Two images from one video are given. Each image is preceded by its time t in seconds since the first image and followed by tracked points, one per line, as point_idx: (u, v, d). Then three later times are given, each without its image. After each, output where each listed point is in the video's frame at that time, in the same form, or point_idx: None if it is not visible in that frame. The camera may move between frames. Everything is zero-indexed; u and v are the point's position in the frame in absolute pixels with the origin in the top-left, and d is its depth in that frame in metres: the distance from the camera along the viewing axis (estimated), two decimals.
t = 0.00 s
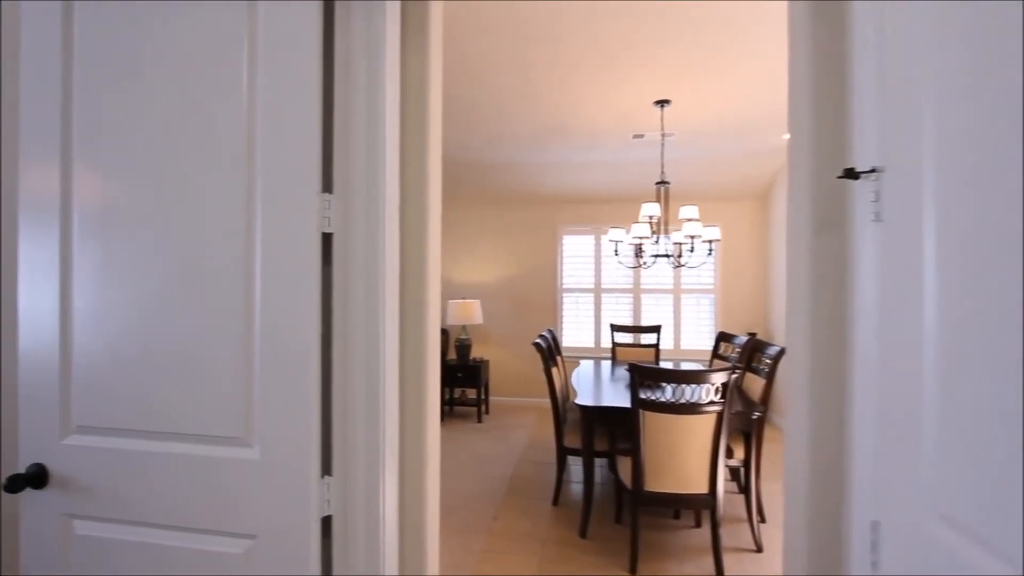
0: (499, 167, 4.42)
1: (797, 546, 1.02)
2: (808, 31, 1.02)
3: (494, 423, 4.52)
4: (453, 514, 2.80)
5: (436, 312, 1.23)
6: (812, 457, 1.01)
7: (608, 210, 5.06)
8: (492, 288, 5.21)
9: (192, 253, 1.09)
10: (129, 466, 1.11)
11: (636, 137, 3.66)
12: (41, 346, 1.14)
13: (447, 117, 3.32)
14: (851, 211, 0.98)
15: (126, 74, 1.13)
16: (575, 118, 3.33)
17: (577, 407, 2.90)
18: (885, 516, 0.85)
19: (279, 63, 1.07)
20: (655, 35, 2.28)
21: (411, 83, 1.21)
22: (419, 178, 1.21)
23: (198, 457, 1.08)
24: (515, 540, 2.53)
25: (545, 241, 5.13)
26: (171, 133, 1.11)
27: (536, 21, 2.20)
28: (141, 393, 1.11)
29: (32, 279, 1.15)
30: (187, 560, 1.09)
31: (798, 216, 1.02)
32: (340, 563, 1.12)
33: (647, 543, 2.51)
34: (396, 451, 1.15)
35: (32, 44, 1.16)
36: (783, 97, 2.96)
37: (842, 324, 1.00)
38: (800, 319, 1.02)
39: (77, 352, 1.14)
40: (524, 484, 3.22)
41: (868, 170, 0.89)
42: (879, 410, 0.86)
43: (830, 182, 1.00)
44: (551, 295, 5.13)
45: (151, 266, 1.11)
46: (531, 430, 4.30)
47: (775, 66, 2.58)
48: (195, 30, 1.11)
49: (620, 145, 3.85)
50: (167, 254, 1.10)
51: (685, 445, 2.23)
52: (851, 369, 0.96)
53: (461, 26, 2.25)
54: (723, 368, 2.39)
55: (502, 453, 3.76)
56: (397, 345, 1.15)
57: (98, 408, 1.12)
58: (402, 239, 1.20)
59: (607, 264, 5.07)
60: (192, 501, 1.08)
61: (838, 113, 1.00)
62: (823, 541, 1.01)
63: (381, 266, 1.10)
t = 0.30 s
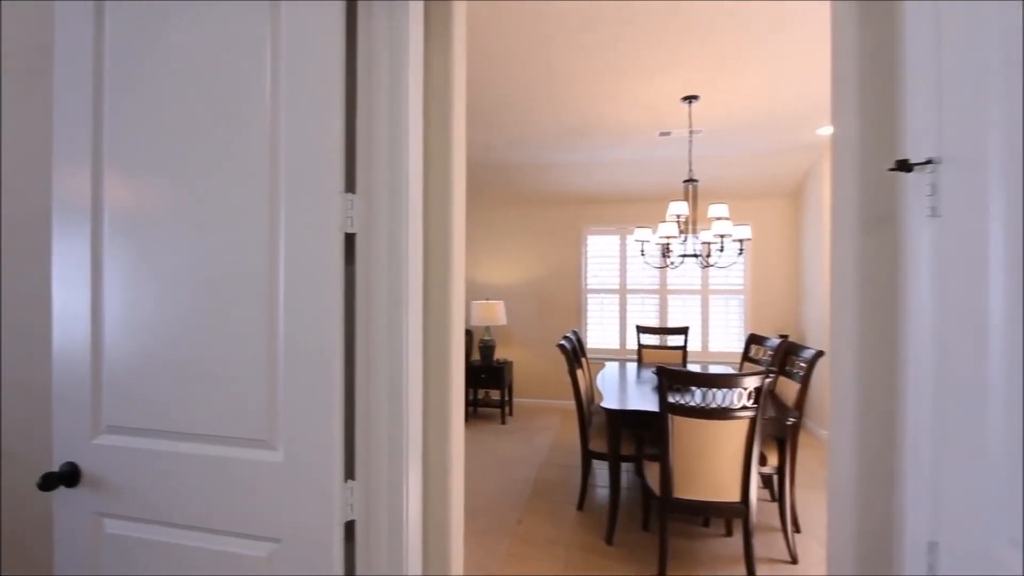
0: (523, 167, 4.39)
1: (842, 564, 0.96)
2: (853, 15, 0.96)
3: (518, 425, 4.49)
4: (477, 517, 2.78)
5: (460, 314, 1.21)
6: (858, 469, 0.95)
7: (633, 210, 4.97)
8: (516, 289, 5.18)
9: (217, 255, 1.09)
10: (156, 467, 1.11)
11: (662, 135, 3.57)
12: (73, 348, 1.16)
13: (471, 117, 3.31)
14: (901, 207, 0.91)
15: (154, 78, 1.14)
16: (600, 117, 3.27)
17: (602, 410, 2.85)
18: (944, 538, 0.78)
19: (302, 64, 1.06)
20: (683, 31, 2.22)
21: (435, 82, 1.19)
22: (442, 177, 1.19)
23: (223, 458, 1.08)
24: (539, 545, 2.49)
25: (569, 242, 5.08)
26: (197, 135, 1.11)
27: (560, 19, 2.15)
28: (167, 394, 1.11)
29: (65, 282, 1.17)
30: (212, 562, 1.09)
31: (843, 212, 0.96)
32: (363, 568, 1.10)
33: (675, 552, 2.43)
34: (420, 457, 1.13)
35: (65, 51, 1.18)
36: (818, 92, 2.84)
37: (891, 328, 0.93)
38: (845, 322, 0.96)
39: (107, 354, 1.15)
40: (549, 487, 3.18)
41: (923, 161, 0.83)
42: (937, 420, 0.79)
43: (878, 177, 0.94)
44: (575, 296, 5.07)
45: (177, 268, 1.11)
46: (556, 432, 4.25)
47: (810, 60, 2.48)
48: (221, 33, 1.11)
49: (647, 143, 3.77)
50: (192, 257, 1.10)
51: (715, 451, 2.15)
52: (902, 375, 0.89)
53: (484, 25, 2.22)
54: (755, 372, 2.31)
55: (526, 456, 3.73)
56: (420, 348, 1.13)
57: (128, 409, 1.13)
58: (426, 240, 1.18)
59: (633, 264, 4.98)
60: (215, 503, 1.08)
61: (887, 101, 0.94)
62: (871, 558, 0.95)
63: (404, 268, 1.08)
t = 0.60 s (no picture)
0: (548, 165, 4.35)
1: None
2: None
3: (543, 426, 4.45)
4: (502, 519, 2.75)
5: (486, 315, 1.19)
6: (912, 485, 0.89)
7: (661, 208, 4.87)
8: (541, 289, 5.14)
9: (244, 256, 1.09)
10: (185, 466, 1.12)
11: (691, 131, 3.49)
12: (107, 350, 1.18)
13: (496, 116, 3.29)
14: (963, 201, 0.84)
15: (183, 82, 1.15)
16: (627, 113, 3.20)
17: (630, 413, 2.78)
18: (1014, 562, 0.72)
19: (328, 63, 1.06)
20: (712, 23, 2.15)
21: (461, 80, 1.17)
22: (468, 175, 1.16)
23: (250, 458, 1.08)
24: (565, 549, 2.45)
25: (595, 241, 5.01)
26: (225, 137, 1.12)
27: (588, 15, 2.11)
28: (197, 395, 1.12)
29: (100, 285, 1.19)
30: (239, 563, 1.09)
31: (895, 207, 0.90)
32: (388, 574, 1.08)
33: (707, 561, 2.36)
34: (445, 461, 1.10)
35: (101, 58, 1.21)
36: (858, 84, 2.72)
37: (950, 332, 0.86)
38: (899, 324, 0.89)
39: (139, 353, 1.17)
40: (575, 491, 3.13)
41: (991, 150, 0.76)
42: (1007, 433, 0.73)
43: (936, 169, 0.87)
44: (601, 296, 5.00)
45: (205, 268, 1.12)
46: (581, 434, 4.20)
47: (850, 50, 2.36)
48: (248, 35, 1.11)
49: (675, 140, 3.68)
50: (220, 257, 1.11)
51: (750, 457, 2.07)
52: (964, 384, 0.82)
53: (510, 23, 2.20)
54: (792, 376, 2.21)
55: (551, 457, 3.68)
56: (446, 350, 1.10)
57: (159, 408, 1.15)
58: (452, 241, 1.16)
59: (660, 263, 4.88)
60: (243, 504, 1.08)
61: (946, 88, 0.87)
62: None
63: (429, 268, 1.06)
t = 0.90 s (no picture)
0: (573, 165, 4.30)
1: None
2: None
3: (568, 428, 4.40)
4: (527, 522, 2.72)
5: (512, 316, 1.16)
6: (974, 500, 0.82)
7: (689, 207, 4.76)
8: (566, 289, 5.10)
9: (270, 256, 1.09)
10: (214, 465, 1.13)
11: (721, 127, 3.39)
12: (139, 351, 1.20)
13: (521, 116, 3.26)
14: None
15: (211, 85, 1.16)
16: (654, 110, 3.13)
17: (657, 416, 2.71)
18: None
19: (353, 62, 1.04)
20: (743, 16, 2.07)
21: (486, 78, 1.14)
22: (495, 172, 1.14)
23: (276, 458, 1.08)
24: (592, 554, 2.40)
25: (621, 241, 4.94)
26: (253, 139, 1.12)
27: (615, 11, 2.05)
28: (224, 396, 1.12)
29: (132, 287, 1.21)
30: (265, 564, 1.09)
31: (953, 202, 0.83)
32: None
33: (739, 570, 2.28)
34: (471, 464, 1.08)
35: (133, 65, 1.23)
36: (899, 76, 2.59)
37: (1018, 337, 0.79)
38: (957, 327, 0.83)
39: (169, 354, 1.18)
40: (601, 494, 3.08)
41: None
42: None
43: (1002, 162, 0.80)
44: (627, 296, 4.92)
45: (233, 269, 1.12)
46: (608, 437, 4.13)
47: (892, 39, 2.24)
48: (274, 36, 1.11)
49: (704, 137, 3.59)
50: (247, 258, 1.11)
51: (786, 465, 1.99)
52: None
53: (533, 22, 2.16)
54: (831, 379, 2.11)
55: (577, 460, 3.63)
56: (471, 351, 1.08)
57: (189, 407, 1.16)
58: (477, 239, 1.13)
59: (688, 263, 4.77)
60: (270, 503, 1.08)
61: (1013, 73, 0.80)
62: None
63: (455, 268, 1.04)
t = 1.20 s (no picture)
0: (600, 162, 4.23)
1: None
2: None
3: (595, 429, 4.34)
4: (554, 524, 2.69)
5: (540, 317, 1.13)
6: None
7: (720, 204, 4.63)
8: (592, 289, 5.03)
9: (297, 255, 1.09)
10: (243, 464, 1.13)
11: (754, 121, 3.28)
12: (171, 351, 1.22)
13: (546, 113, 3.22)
14: None
15: (239, 87, 1.17)
16: (684, 105, 3.05)
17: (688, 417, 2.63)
18: None
19: (378, 59, 1.03)
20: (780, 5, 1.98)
21: (513, 74, 1.12)
22: (521, 168, 1.11)
23: (303, 457, 1.08)
24: (620, 559, 2.35)
25: (649, 240, 4.84)
26: (280, 139, 1.12)
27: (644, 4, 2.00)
28: (252, 395, 1.13)
29: (164, 287, 1.23)
30: (292, 563, 1.09)
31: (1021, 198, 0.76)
32: None
33: None
34: (498, 468, 1.06)
35: (166, 70, 1.26)
36: (947, 65, 2.46)
37: None
38: None
39: (199, 353, 1.19)
40: (629, 497, 3.02)
41: None
42: None
43: None
44: (655, 296, 4.82)
45: (261, 269, 1.13)
46: (635, 439, 4.06)
47: (940, 26, 2.11)
48: (301, 37, 1.11)
49: (736, 131, 3.48)
50: (275, 258, 1.11)
51: (825, 473, 1.90)
52: None
53: (560, 18, 2.12)
54: (875, 384, 2.00)
55: (604, 462, 3.58)
56: (498, 352, 1.06)
57: (219, 406, 1.17)
58: (504, 237, 1.11)
59: (719, 261, 4.64)
60: (298, 503, 1.08)
61: None
62: None
63: (482, 266, 1.01)
